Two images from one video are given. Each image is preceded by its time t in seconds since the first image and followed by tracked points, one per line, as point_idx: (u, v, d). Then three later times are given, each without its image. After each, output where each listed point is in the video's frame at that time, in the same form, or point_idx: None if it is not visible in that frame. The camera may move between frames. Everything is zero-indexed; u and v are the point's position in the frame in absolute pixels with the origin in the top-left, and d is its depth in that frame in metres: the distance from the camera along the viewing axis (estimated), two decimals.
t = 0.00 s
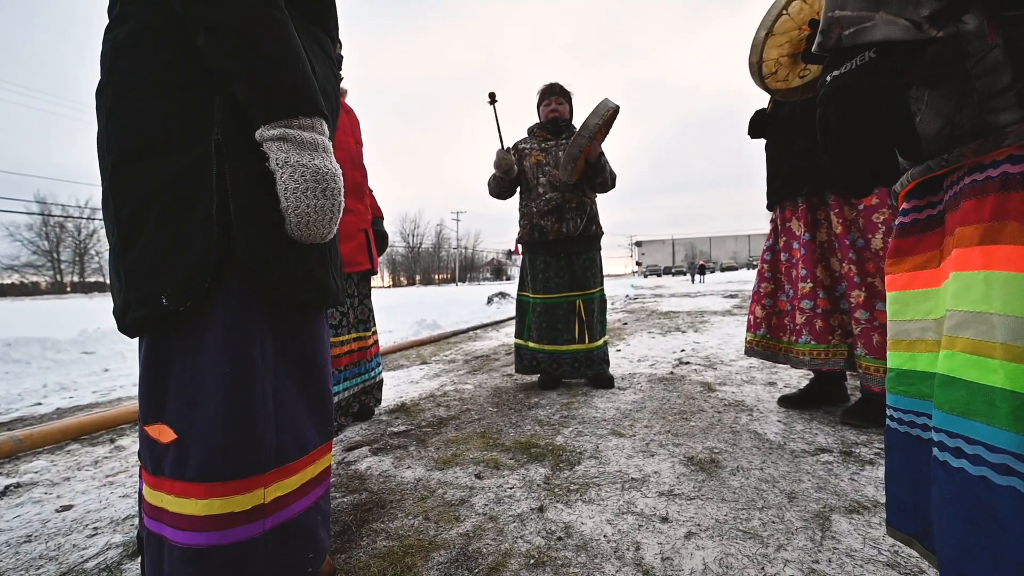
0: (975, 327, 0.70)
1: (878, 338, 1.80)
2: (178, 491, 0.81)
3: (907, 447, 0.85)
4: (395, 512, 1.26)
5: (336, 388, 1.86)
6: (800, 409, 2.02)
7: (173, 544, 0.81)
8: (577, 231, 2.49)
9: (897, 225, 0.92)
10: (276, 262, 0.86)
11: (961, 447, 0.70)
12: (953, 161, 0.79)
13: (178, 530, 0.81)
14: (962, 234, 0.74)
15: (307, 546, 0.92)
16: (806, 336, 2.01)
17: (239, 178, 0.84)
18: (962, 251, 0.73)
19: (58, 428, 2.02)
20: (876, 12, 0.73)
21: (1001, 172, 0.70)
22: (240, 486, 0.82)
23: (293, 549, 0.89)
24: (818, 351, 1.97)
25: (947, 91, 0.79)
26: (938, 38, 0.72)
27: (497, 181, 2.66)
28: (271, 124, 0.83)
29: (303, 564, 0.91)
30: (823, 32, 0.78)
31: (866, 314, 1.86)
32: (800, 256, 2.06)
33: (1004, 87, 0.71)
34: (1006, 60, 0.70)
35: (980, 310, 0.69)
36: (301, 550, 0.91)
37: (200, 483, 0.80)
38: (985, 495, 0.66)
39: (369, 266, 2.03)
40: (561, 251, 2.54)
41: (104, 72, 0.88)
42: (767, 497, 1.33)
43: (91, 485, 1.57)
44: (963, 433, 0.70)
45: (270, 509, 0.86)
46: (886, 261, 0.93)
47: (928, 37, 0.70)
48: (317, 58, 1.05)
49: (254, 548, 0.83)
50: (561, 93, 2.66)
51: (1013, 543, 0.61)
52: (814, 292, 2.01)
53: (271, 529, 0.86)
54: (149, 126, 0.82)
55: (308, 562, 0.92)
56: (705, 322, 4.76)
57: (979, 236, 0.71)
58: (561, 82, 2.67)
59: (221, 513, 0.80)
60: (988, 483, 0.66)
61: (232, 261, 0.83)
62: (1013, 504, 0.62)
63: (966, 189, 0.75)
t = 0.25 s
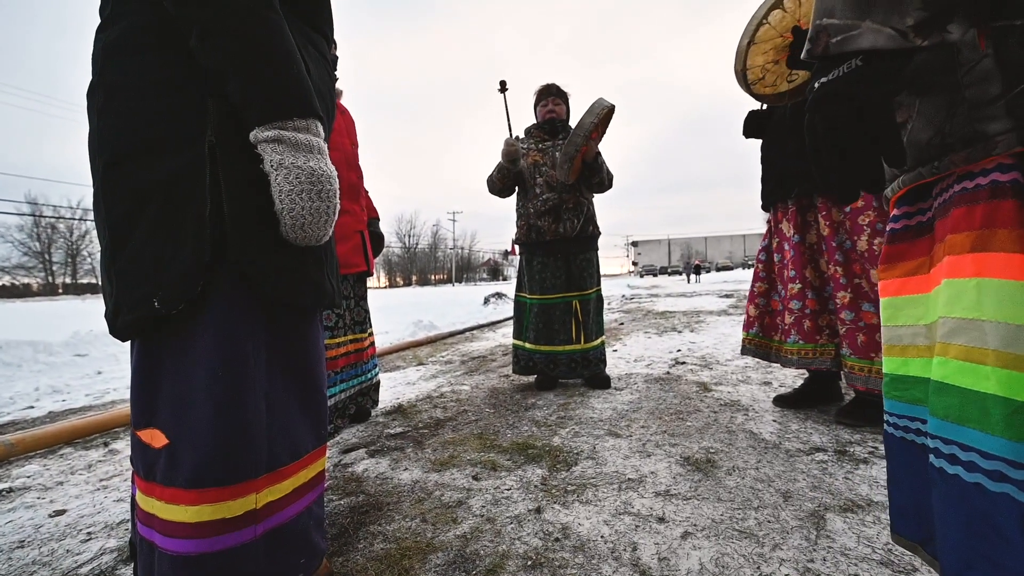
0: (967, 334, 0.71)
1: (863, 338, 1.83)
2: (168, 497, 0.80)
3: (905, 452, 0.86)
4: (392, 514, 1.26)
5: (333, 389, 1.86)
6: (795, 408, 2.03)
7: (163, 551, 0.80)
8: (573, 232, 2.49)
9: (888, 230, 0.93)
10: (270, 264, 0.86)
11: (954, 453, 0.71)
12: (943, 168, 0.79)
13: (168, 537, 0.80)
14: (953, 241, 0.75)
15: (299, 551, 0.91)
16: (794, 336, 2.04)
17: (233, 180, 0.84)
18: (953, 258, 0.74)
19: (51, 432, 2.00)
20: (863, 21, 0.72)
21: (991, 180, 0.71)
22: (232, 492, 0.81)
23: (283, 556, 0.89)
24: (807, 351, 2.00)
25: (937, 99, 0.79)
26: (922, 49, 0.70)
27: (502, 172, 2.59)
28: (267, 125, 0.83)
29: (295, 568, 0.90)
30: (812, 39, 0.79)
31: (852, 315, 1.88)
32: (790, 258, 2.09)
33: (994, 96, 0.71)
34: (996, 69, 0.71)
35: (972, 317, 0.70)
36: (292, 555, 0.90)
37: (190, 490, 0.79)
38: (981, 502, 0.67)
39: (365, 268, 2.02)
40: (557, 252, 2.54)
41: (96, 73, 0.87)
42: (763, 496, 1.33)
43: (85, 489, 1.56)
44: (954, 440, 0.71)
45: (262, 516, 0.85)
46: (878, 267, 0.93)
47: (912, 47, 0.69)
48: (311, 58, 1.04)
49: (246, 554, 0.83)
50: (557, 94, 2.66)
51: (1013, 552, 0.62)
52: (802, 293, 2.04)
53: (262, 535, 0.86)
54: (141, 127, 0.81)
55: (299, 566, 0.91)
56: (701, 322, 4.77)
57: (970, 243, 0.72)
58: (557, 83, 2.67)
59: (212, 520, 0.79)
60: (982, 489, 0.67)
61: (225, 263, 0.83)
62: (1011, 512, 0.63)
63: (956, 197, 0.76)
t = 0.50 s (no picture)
0: (958, 337, 0.71)
1: (848, 339, 1.87)
2: (158, 503, 0.79)
3: (899, 453, 0.86)
4: (389, 517, 1.26)
5: (330, 391, 1.85)
6: (791, 408, 2.04)
7: (153, 559, 0.79)
8: (571, 232, 2.49)
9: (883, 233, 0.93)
10: (264, 267, 0.85)
11: (945, 455, 0.71)
12: (936, 173, 0.79)
13: (158, 545, 0.79)
14: (946, 246, 0.75)
15: (292, 556, 0.91)
16: (783, 336, 2.08)
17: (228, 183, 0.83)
18: (945, 262, 0.74)
19: (45, 435, 1.98)
20: (855, 26, 0.72)
21: (982, 185, 0.71)
22: (223, 498, 0.80)
23: (276, 561, 0.88)
24: (795, 351, 2.04)
25: (928, 106, 0.80)
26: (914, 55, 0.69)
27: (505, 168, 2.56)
28: (261, 128, 0.82)
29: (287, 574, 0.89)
30: (803, 45, 0.79)
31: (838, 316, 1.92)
32: (780, 259, 2.12)
33: (985, 103, 0.71)
34: (987, 76, 0.70)
35: (963, 321, 0.70)
36: (285, 561, 0.90)
37: (181, 496, 0.78)
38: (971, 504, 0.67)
39: (360, 269, 2.01)
40: (555, 253, 2.54)
41: (89, 73, 0.86)
42: (759, 497, 1.34)
43: (79, 493, 1.54)
44: (945, 442, 0.71)
45: (253, 521, 0.85)
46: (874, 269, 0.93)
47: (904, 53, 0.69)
48: (307, 61, 1.04)
49: (236, 560, 0.82)
50: (555, 95, 2.65)
51: (1001, 554, 0.62)
52: (791, 294, 2.08)
53: (254, 540, 0.85)
54: (134, 128, 0.80)
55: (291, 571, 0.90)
56: (698, 322, 4.79)
57: (962, 248, 0.72)
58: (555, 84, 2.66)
59: (203, 526, 0.78)
60: (972, 491, 0.67)
61: (218, 266, 0.82)
62: (999, 514, 0.64)
63: (948, 201, 0.76)
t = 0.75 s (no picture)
0: (943, 341, 0.71)
1: (834, 340, 1.90)
2: (150, 510, 0.79)
3: (892, 455, 0.86)
4: (387, 519, 1.25)
5: (327, 392, 1.84)
6: (787, 409, 2.05)
7: (146, 566, 0.79)
8: (569, 234, 2.49)
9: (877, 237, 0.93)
10: (259, 271, 0.84)
11: (930, 457, 0.71)
12: (923, 179, 0.78)
13: (150, 552, 0.78)
14: (932, 252, 0.75)
15: (286, 562, 0.90)
16: (772, 336, 2.12)
17: (222, 186, 0.83)
18: (932, 267, 0.75)
19: (40, 438, 1.96)
20: (849, 32, 0.73)
21: (968, 193, 0.72)
22: (215, 505, 0.80)
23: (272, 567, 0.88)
24: (783, 351, 2.07)
25: (917, 112, 0.79)
26: (907, 60, 0.72)
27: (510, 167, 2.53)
28: (256, 131, 0.81)
29: None
30: (799, 50, 0.80)
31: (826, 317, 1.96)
32: (771, 261, 2.16)
33: (970, 112, 0.71)
34: (973, 85, 0.70)
35: (948, 325, 0.71)
36: (280, 567, 0.89)
37: (174, 503, 0.77)
38: (955, 504, 0.67)
39: (357, 271, 2.00)
40: (552, 254, 2.54)
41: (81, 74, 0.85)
42: (755, 498, 1.34)
43: (74, 496, 1.53)
44: (930, 443, 0.72)
45: (247, 528, 0.84)
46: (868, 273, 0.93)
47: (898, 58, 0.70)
48: (303, 62, 1.03)
49: (229, 566, 0.81)
50: (553, 95, 2.65)
51: (983, 554, 0.63)
52: (781, 295, 2.12)
53: (248, 547, 0.84)
54: (127, 131, 0.79)
55: None
56: (695, 322, 4.81)
57: (947, 254, 0.73)
58: (553, 85, 2.66)
59: (195, 534, 0.78)
60: (955, 492, 0.67)
61: (212, 271, 0.81)
62: (982, 515, 0.64)
63: (936, 207, 0.77)
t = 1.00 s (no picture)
0: (927, 347, 0.71)
1: (821, 341, 1.93)
2: (143, 518, 0.78)
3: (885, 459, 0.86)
4: (385, 522, 1.25)
5: (324, 395, 1.83)
6: (783, 409, 2.06)
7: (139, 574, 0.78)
8: (567, 236, 2.49)
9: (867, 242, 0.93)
10: (254, 275, 0.84)
11: (915, 460, 0.71)
12: (911, 188, 0.78)
13: (143, 559, 0.78)
14: (918, 259, 0.76)
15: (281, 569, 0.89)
16: (762, 337, 2.16)
17: (217, 189, 0.82)
18: (918, 275, 0.75)
19: (34, 441, 1.94)
20: (845, 41, 0.72)
21: (953, 202, 0.72)
22: (209, 512, 0.79)
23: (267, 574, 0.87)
24: (772, 351, 2.11)
25: (905, 121, 0.79)
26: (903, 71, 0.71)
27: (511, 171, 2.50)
28: (252, 134, 0.81)
29: None
30: (793, 58, 0.79)
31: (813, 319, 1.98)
32: (763, 263, 2.20)
33: (956, 122, 0.71)
34: (959, 96, 0.71)
35: (932, 332, 0.71)
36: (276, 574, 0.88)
37: (167, 511, 0.77)
38: (936, 506, 0.67)
39: (353, 273, 1.99)
40: (550, 256, 2.54)
41: (74, 76, 0.83)
42: (752, 499, 1.35)
43: (70, 500, 1.52)
44: (914, 447, 0.72)
45: (242, 534, 0.84)
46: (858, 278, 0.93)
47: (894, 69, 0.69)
48: (299, 64, 1.02)
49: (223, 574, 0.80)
50: (552, 96, 2.65)
51: (962, 555, 0.63)
52: (772, 297, 2.15)
53: (242, 554, 0.83)
54: (120, 134, 0.78)
55: None
56: (692, 322, 4.82)
57: (933, 262, 0.73)
58: (552, 86, 2.65)
59: (189, 542, 0.77)
60: (937, 494, 0.67)
61: (207, 275, 0.81)
62: (960, 517, 0.64)
63: (922, 216, 0.77)
